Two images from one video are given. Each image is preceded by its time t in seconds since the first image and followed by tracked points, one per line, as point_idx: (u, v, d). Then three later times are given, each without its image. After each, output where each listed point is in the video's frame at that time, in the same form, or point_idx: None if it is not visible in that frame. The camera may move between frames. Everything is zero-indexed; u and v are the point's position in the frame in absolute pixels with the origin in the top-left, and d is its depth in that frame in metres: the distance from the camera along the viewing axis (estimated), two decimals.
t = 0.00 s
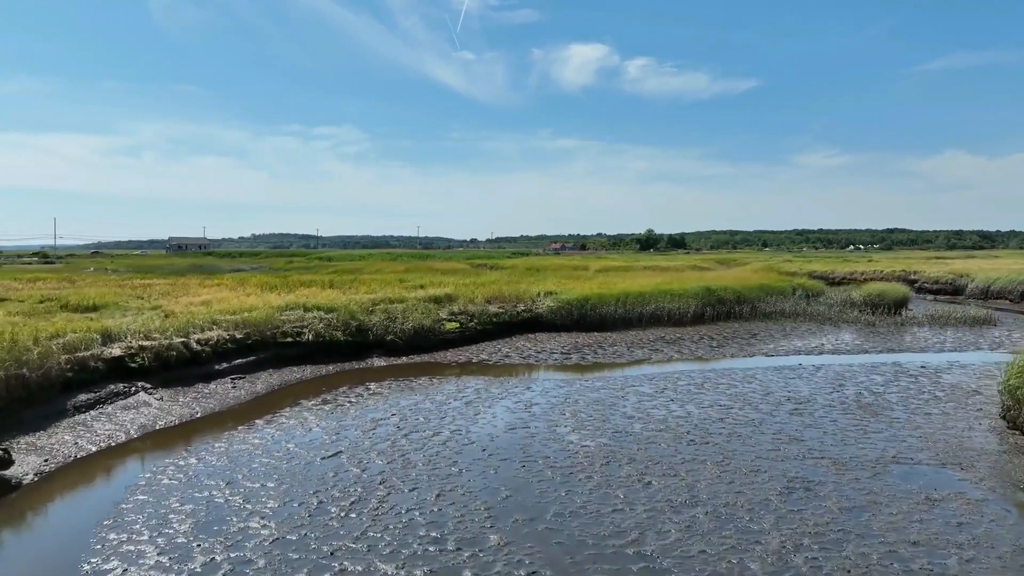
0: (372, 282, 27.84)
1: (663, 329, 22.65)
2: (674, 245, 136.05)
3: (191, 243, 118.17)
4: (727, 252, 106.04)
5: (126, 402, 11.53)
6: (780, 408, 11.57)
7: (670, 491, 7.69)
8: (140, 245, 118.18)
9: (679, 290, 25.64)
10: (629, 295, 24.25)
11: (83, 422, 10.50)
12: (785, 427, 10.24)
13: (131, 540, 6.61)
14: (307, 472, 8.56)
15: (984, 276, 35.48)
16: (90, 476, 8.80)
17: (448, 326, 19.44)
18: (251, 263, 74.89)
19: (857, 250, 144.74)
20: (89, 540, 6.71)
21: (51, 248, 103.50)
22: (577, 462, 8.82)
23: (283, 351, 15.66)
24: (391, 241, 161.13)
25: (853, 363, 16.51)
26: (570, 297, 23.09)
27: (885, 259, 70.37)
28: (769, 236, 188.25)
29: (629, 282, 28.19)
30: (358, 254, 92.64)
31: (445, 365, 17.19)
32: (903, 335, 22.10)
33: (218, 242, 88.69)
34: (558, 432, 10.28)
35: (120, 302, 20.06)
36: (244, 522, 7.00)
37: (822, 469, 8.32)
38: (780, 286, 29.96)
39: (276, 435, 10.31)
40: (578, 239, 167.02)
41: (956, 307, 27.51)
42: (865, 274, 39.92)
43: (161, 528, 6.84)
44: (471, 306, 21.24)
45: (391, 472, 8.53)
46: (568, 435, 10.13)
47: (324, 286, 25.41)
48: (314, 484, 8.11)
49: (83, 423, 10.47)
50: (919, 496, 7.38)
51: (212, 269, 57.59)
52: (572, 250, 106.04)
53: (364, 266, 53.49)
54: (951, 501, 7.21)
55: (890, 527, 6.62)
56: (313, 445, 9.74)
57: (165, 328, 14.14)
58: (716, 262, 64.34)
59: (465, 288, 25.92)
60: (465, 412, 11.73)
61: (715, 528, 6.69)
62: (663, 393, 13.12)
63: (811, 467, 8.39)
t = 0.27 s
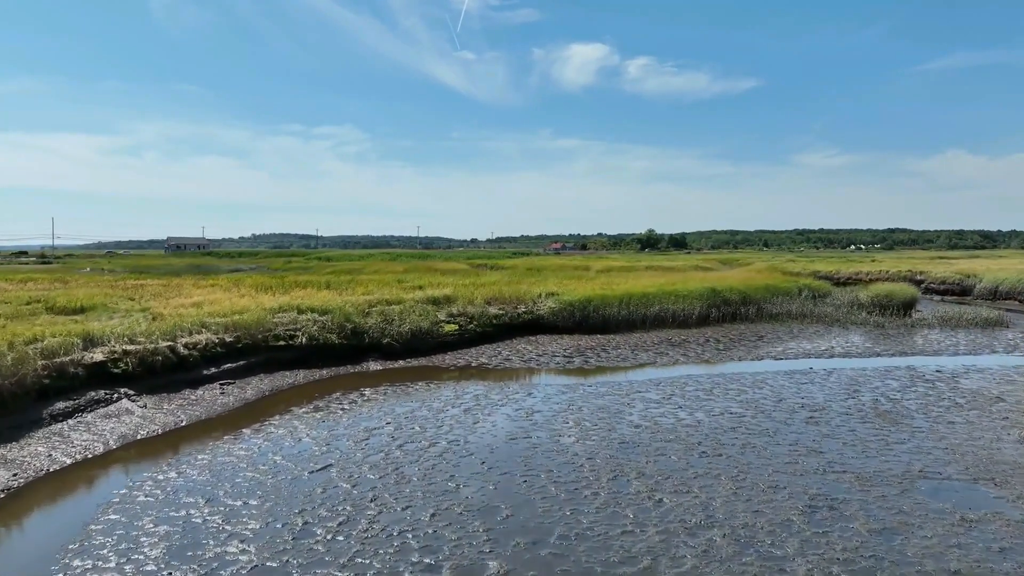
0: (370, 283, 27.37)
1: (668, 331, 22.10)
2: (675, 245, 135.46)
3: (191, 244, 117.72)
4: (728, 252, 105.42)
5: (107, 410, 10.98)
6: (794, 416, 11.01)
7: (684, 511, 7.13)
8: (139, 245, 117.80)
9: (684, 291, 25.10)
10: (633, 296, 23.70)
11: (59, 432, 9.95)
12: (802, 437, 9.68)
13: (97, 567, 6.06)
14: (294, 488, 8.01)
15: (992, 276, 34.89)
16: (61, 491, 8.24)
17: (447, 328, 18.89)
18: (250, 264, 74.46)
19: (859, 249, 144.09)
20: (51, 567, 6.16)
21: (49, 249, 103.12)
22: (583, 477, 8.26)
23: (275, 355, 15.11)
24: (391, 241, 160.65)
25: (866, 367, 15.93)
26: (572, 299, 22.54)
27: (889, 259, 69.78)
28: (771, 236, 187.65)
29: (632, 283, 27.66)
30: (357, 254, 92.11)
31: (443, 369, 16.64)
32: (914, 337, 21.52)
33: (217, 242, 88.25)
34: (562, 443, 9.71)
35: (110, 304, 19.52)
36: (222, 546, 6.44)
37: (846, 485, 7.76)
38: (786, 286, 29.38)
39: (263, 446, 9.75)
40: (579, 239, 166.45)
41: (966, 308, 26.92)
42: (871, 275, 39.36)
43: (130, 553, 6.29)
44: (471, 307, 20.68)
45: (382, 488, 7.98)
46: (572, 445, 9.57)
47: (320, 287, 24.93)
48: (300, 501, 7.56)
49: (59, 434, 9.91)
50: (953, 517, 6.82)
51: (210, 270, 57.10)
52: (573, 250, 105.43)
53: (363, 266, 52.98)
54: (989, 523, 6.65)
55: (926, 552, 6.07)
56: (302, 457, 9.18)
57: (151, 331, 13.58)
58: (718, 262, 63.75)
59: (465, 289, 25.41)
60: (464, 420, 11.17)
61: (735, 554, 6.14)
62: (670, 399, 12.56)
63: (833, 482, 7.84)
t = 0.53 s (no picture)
0: (368, 283, 26.85)
1: (673, 333, 21.52)
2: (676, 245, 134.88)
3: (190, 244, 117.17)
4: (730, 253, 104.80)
5: (86, 420, 10.40)
6: (811, 425, 10.44)
7: (700, 534, 6.56)
8: (137, 245, 117.43)
9: (688, 292, 24.53)
10: (636, 297, 23.13)
11: (32, 444, 9.38)
12: (821, 450, 9.10)
13: None
14: (279, 507, 7.43)
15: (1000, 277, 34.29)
16: (29, 509, 7.68)
17: (445, 330, 18.32)
18: (247, 264, 74.00)
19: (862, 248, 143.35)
20: None
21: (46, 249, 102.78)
22: (590, 494, 7.70)
23: (267, 360, 14.53)
24: (390, 241, 160.18)
25: (881, 372, 15.36)
26: (574, 300, 21.96)
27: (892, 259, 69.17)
28: (772, 236, 187.07)
29: (635, 284, 27.08)
30: (356, 254, 91.60)
31: (442, 374, 16.07)
32: (926, 339, 20.93)
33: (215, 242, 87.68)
34: (566, 456, 9.13)
35: (98, 305, 18.95)
36: None
37: (873, 504, 7.19)
38: (792, 287, 28.80)
39: (249, 458, 9.18)
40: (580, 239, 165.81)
41: (977, 310, 26.33)
42: (876, 275, 38.77)
43: None
44: (470, 309, 20.10)
45: (374, 508, 7.41)
46: (577, 458, 8.99)
47: (316, 288, 24.41)
48: (284, 523, 6.98)
49: (32, 446, 9.34)
50: (995, 542, 6.26)
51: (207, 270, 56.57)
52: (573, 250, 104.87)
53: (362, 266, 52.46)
54: None
55: None
56: (289, 471, 8.61)
57: (136, 335, 13.02)
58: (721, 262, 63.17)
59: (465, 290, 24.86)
60: (462, 430, 10.59)
61: None
62: (679, 407, 11.98)
63: (859, 501, 7.27)
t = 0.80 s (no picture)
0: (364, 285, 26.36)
1: (678, 336, 20.94)
2: (677, 245, 134.29)
3: (188, 244, 116.65)
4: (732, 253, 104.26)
5: (62, 431, 9.81)
6: (830, 436, 9.87)
7: (720, 563, 5.99)
8: (135, 245, 117.06)
9: (693, 294, 23.96)
10: (640, 299, 22.55)
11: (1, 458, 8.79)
12: (843, 464, 8.52)
13: None
14: (260, 530, 6.85)
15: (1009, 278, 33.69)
16: None
17: (444, 334, 17.75)
18: (244, 264, 73.57)
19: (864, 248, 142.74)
20: None
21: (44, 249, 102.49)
22: (598, 515, 7.14)
23: (257, 365, 13.95)
24: (389, 241, 159.74)
25: (896, 377, 14.77)
26: (576, 302, 21.39)
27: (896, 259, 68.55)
28: (773, 236, 186.47)
29: (639, 285, 26.52)
30: (355, 254, 91.11)
31: (439, 380, 15.49)
32: (938, 342, 20.34)
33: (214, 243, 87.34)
34: (571, 470, 8.56)
35: (85, 307, 18.36)
36: None
37: (906, 527, 6.62)
38: (798, 288, 28.20)
39: (232, 473, 8.60)
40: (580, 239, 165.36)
41: (988, 311, 25.73)
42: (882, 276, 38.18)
43: None
44: (469, 311, 19.52)
45: (364, 530, 6.84)
46: (583, 474, 8.41)
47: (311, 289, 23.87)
48: (266, 549, 6.41)
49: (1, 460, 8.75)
50: None
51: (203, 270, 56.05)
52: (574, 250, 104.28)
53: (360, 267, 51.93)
54: None
55: None
56: (274, 488, 8.03)
57: (119, 339, 12.44)
58: (723, 262, 62.84)
59: (464, 291, 24.27)
60: (460, 441, 10.01)
61: None
62: (689, 415, 11.40)
63: (891, 524, 6.70)
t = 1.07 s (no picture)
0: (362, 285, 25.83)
1: (684, 339, 20.37)
2: (678, 245, 133.67)
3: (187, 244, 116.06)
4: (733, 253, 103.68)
5: (34, 444, 9.24)
6: (851, 448, 9.29)
7: None
8: (133, 245, 116.60)
9: (698, 295, 23.38)
10: (644, 300, 21.98)
11: None
12: (869, 480, 7.95)
13: None
14: (238, 556, 6.28)
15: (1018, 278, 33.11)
16: None
17: (442, 337, 17.18)
18: (242, 264, 73.10)
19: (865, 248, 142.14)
20: None
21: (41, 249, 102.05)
22: (607, 539, 6.57)
23: (247, 371, 13.39)
24: (389, 241, 159.28)
25: (912, 381, 14.19)
26: (579, 303, 20.81)
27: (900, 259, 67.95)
28: (774, 235, 185.89)
29: (642, 286, 25.96)
30: (354, 253, 90.64)
31: (437, 386, 14.93)
32: (951, 345, 19.76)
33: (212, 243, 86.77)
34: (576, 487, 7.99)
35: (72, 309, 17.79)
36: None
37: (945, 555, 6.05)
38: (805, 288, 27.62)
39: (213, 490, 8.03)
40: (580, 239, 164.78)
41: (1000, 312, 25.15)
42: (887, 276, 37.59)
43: None
44: (468, 313, 18.95)
45: (353, 557, 6.27)
46: (589, 491, 7.84)
47: (307, 290, 23.35)
48: None
49: None
50: None
51: (200, 270, 55.44)
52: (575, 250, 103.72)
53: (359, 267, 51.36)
54: None
55: None
56: (257, 508, 7.45)
57: (101, 344, 11.86)
58: (725, 262, 62.30)
59: (464, 292, 23.70)
60: (458, 454, 9.43)
61: None
62: (699, 424, 10.83)
63: (928, 551, 6.13)
